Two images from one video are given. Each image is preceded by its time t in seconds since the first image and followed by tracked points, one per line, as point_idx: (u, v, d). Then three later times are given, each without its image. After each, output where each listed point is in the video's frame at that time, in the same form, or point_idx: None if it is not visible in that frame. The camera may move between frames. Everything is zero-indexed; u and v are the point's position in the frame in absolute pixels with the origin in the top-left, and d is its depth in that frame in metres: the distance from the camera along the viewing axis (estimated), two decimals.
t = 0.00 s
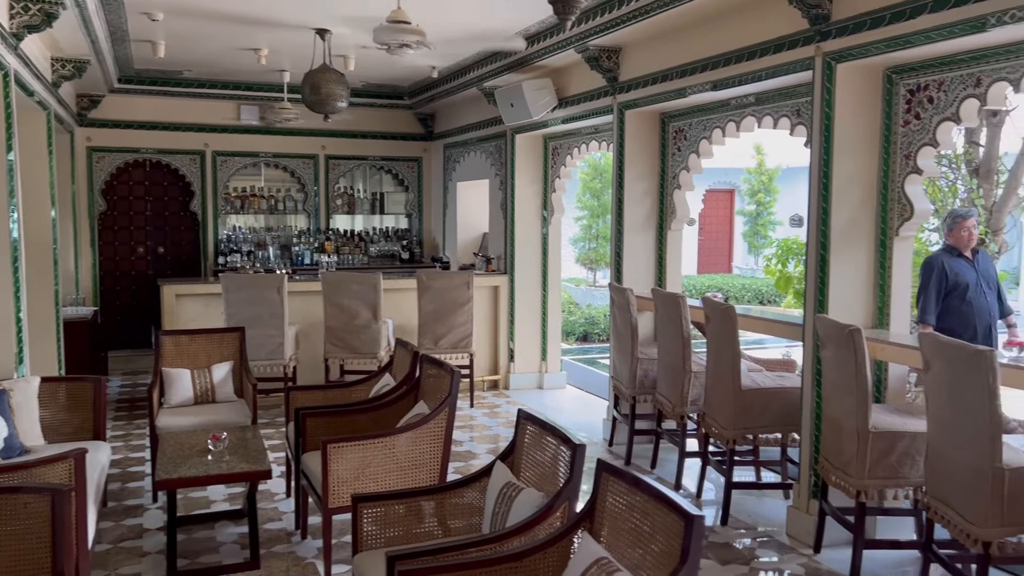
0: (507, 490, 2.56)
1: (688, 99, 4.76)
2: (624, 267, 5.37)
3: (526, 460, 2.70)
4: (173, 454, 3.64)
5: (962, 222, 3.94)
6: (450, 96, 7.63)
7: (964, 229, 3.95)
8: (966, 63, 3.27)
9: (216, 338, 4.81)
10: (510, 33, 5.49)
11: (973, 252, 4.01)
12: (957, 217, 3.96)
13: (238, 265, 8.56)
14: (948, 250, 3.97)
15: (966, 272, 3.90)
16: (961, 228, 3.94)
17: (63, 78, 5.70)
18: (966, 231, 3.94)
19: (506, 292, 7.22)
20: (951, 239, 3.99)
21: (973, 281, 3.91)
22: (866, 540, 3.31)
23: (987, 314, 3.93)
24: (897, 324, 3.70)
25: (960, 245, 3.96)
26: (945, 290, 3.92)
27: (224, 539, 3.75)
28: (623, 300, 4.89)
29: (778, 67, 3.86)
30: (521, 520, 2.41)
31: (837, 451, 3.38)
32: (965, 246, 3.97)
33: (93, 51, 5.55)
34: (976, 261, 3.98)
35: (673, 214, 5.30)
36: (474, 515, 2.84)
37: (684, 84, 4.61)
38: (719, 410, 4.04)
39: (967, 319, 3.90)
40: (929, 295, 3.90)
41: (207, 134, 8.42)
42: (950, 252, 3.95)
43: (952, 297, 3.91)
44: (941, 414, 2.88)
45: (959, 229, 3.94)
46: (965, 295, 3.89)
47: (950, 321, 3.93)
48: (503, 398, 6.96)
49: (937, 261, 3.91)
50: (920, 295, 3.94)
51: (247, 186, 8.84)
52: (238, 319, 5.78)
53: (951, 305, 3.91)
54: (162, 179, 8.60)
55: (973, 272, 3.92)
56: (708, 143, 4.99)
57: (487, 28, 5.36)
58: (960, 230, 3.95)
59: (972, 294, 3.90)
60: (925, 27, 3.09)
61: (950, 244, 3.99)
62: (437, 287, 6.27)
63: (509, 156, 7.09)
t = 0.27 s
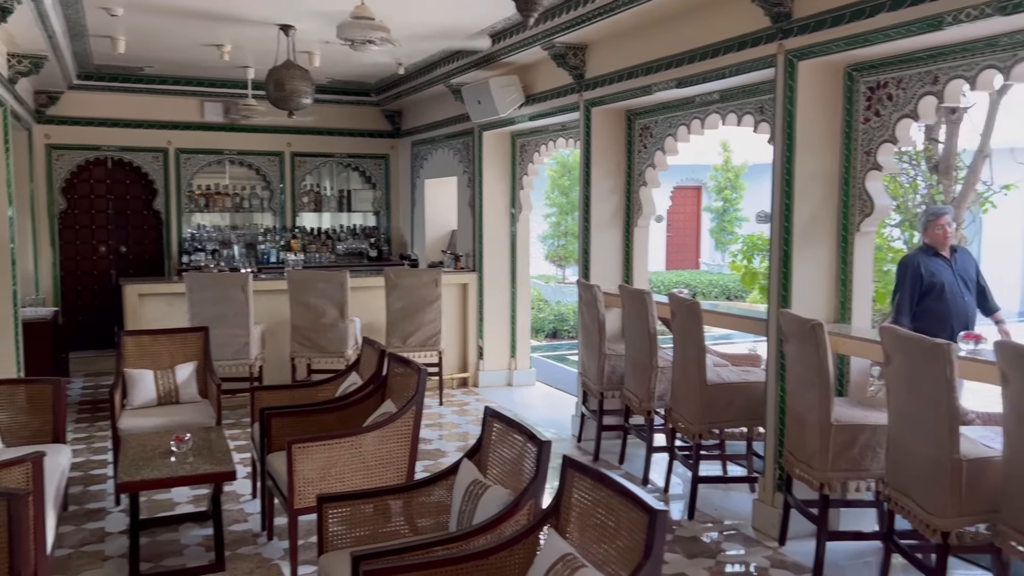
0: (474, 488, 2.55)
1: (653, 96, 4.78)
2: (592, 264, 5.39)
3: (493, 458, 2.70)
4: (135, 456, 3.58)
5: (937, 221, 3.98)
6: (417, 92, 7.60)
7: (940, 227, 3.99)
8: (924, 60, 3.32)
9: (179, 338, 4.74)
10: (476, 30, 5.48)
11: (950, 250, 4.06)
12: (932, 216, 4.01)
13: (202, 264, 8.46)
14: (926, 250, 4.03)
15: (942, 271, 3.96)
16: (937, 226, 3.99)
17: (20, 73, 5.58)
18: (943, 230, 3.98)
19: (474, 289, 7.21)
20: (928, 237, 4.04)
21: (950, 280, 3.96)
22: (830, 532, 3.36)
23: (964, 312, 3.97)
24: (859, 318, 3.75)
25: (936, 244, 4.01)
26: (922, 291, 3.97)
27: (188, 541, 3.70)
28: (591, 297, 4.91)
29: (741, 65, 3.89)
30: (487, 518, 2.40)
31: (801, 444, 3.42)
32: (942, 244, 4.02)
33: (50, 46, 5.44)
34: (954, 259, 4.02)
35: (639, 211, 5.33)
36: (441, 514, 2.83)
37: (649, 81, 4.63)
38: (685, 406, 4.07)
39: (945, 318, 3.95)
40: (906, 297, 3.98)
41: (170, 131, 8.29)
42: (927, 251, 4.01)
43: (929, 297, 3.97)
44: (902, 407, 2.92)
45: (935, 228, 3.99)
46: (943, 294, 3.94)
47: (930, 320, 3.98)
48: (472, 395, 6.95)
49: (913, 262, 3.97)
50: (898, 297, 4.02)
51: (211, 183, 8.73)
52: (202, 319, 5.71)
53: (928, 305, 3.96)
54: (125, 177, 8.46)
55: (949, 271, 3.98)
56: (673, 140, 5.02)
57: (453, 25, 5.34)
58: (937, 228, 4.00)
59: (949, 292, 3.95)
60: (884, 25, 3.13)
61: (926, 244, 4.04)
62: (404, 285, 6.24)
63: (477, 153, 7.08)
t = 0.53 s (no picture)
0: (425, 487, 2.54)
1: (604, 93, 4.80)
2: (545, 260, 5.40)
3: (445, 456, 2.68)
4: (77, 460, 3.49)
5: (895, 214, 4.12)
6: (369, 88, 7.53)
7: (899, 220, 4.11)
8: (866, 59, 3.39)
9: (124, 339, 4.63)
10: (427, 26, 5.44)
11: (910, 243, 4.17)
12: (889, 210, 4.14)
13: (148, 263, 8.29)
14: (886, 244, 4.12)
15: (902, 264, 4.05)
16: (894, 220, 4.12)
17: None
18: (900, 222, 4.11)
19: (428, 286, 7.16)
20: (888, 232, 4.14)
21: (910, 272, 4.06)
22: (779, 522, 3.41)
23: (927, 304, 4.04)
24: (806, 312, 3.82)
25: (895, 236, 4.12)
26: (885, 285, 4.06)
27: (135, 546, 3.62)
28: (544, 293, 4.92)
29: (690, 62, 3.93)
30: (438, 516, 2.39)
31: (750, 437, 3.47)
32: (901, 237, 4.14)
33: None
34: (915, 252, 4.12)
35: (592, 207, 5.35)
36: (393, 514, 2.81)
37: (600, 78, 4.65)
38: (638, 400, 4.10)
39: (909, 310, 4.02)
40: (870, 291, 4.06)
41: (114, 127, 8.09)
42: (887, 245, 4.11)
43: (892, 290, 4.05)
44: (847, 399, 2.98)
45: (892, 220, 4.12)
46: (905, 286, 4.03)
47: (896, 314, 4.04)
48: (427, 393, 6.91)
49: (874, 256, 4.07)
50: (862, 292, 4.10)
51: (157, 180, 8.54)
52: (148, 319, 5.58)
53: (891, 299, 4.05)
54: (66, 174, 8.18)
55: (909, 263, 4.08)
56: (625, 137, 5.05)
57: (404, 21, 5.30)
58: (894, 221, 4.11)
59: (911, 285, 4.04)
60: (828, 24, 3.18)
61: (886, 238, 4.15)
62: (357, 283, 6.18)
63: (429, 149, 7.04)
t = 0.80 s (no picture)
0: (349, 487, 2.50)
1: (528, 89, 4.81)
2: (473, 256, 5.39)
3: (369, 456, 2.65)
4: None
5: (823, 206, 4.22)
6: (291, 82, 7.38)
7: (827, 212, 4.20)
8: (781, 57, 3.48)
9: (32, 343, 4.43)
10: (350, 19, 5.36)
11: (836, 234, 4.27)
12: (817, 202, 4.24)
13: (59, 264, 8.10)
14: (812, 234, 4.23)
15: (829, 258, 4.17)
16: (822, 212, 4.21)
17: None
18: (827, 215, 4.21)
19: (355, 284, 7.06)
20: (815, 222, 4.24)
21: (836, 265, 4.18)
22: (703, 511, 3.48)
23: (850, 296, 4.20)
24: (727, 305, 3.90)
25: (822, 229, 4.22)
26: (812, 277, 4.18)
27: (45, 558, 3.47)
28: (472, 290, 4.90)
29: (613, 59, 3.97)
30: (362, 516, 2.35)
31: (674, 428, 3.52)
32: (827, 229, 4.24)
33: None
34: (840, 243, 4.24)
35: (519, 203, 5.36)
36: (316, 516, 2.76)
37: (524, 74, 4.65)
38: (565, 395, 4.13)
39: (833, 302, 4.17)
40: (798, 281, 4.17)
41: (21, 121, 7.71)
42: (813, 237, 4.21)
43: (818, 283, 4.18)
44: (766, 389, 3.05)
45: (820, 212, 4.22)
46: (830, 279, 4.16)
47: (820, 304, 4.20)
48: (355, 392, 6.82)
49: (802, 248, 4.17)
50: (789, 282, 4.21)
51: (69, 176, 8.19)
52: (60, 320, 5.36)
53: (818, 291, 4.18)
54: None
55: (835, 256, 4.19)
56: (550, 133, 5.07)
57: (325, 14, 5.20)
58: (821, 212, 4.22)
59: (836, 278, 4.17)
60: (744, 22, 3.25)
61: (814, 228, 4.25)
62: (281, 281, 6.06)
63: (354, 145, 6.94)
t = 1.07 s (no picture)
0: (250, 493, 2.42)
1: (435, 84, 4.77)
2: (381, 253, 5.31)
3: (271, 459, 2.57)
4: None
5: (736, 203, 4.31)
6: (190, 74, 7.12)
7: (738, 209, 4.31)
8: (682, 56, 3.55)
9: None
10: (250, 10, 5.20)
11: (746, 232, 4.39)
12: (731, 198, 4.33)
13: None
14: (723, 231, 4.34)
15: (738, 255, 4.28)
16: (735, 209, 4.31)
17: None
18: (739, 211, 4.32)
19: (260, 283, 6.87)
20: (727, 219, 4.35)
21: (745, 262, 4.29)
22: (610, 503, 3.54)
23: (757, 293, 4.32)
24: (633, 300, 3.96)
25: (733, 225, 4.33)
26: (720, 274, 4.30)
27: None
28: (380, 287, 4.84)
29: (519, 55, 3.98)
30: (264, 522, 2.29)
31: (582, 422, 3.57)
32: (738, 226, 4.35)
33: None
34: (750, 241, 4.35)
35: (428, 199, 5.32)
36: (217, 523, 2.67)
37: (431, 69, 4.61)
38: (474, 392, 4.12)
39: (741, 299, 4.29)
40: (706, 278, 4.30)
41: None
42: (725, 235, 4.32)
43: (726, 279, 4.30)
44: (670, 382, 3.12)
45: (733, 209, 4.31)
46: (738, 275, 4.27)
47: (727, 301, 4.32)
48: (261, 394, 6.64)
49: (711, 245, 4.29)
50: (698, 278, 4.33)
51: None
52: None
53: (725, 288, 4.30)
54: None
55: (744, 253, 4.30)
56: (458, 129, 5.05)
57: (224, 4, 5.03)
58: (733, 207, 4.32)
59: (744, 275, 4.28)
60: (646, 21, 3.30)
61: (726, 225, 4.36)
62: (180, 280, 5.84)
63: (257, 139, 6.75)
